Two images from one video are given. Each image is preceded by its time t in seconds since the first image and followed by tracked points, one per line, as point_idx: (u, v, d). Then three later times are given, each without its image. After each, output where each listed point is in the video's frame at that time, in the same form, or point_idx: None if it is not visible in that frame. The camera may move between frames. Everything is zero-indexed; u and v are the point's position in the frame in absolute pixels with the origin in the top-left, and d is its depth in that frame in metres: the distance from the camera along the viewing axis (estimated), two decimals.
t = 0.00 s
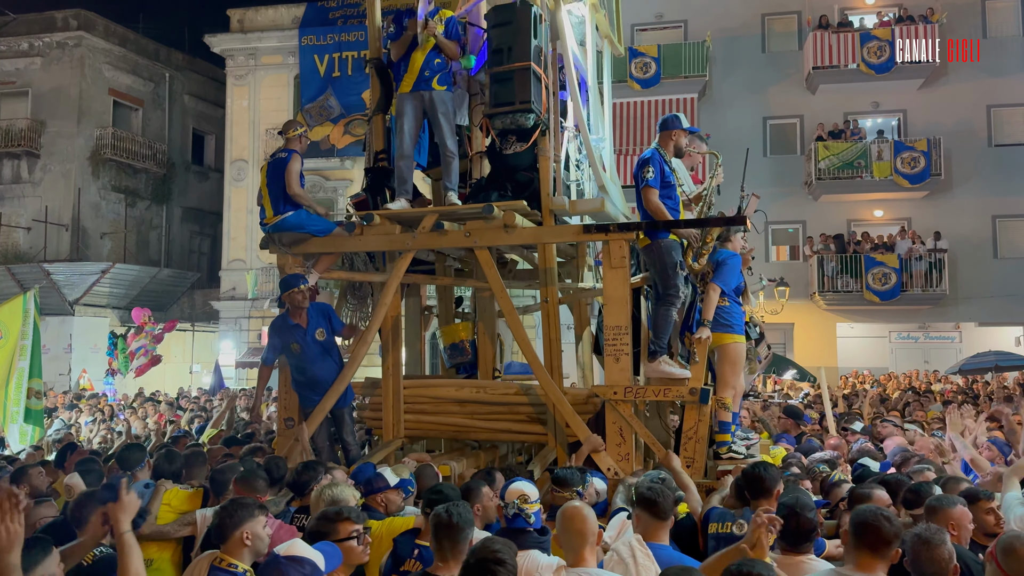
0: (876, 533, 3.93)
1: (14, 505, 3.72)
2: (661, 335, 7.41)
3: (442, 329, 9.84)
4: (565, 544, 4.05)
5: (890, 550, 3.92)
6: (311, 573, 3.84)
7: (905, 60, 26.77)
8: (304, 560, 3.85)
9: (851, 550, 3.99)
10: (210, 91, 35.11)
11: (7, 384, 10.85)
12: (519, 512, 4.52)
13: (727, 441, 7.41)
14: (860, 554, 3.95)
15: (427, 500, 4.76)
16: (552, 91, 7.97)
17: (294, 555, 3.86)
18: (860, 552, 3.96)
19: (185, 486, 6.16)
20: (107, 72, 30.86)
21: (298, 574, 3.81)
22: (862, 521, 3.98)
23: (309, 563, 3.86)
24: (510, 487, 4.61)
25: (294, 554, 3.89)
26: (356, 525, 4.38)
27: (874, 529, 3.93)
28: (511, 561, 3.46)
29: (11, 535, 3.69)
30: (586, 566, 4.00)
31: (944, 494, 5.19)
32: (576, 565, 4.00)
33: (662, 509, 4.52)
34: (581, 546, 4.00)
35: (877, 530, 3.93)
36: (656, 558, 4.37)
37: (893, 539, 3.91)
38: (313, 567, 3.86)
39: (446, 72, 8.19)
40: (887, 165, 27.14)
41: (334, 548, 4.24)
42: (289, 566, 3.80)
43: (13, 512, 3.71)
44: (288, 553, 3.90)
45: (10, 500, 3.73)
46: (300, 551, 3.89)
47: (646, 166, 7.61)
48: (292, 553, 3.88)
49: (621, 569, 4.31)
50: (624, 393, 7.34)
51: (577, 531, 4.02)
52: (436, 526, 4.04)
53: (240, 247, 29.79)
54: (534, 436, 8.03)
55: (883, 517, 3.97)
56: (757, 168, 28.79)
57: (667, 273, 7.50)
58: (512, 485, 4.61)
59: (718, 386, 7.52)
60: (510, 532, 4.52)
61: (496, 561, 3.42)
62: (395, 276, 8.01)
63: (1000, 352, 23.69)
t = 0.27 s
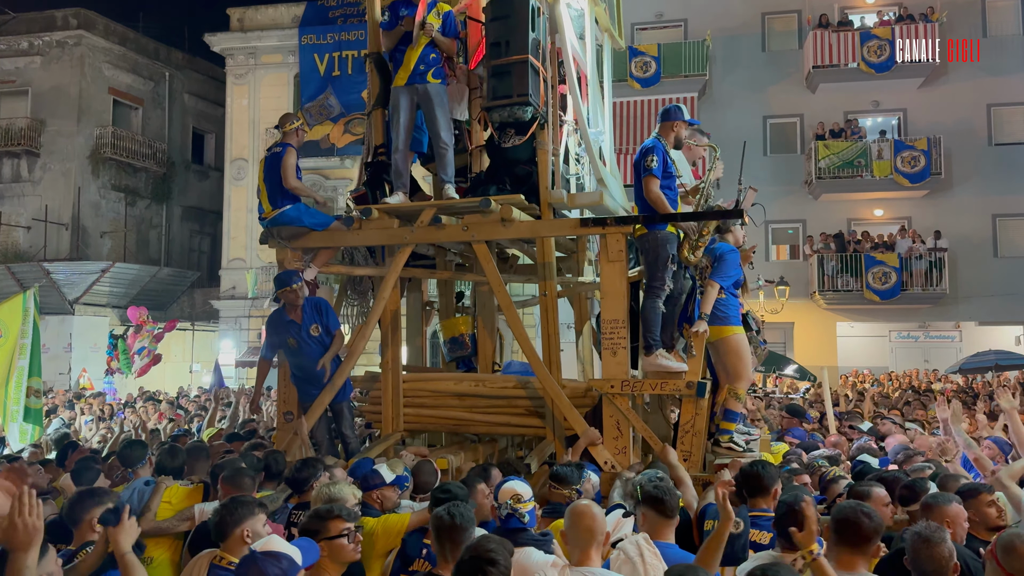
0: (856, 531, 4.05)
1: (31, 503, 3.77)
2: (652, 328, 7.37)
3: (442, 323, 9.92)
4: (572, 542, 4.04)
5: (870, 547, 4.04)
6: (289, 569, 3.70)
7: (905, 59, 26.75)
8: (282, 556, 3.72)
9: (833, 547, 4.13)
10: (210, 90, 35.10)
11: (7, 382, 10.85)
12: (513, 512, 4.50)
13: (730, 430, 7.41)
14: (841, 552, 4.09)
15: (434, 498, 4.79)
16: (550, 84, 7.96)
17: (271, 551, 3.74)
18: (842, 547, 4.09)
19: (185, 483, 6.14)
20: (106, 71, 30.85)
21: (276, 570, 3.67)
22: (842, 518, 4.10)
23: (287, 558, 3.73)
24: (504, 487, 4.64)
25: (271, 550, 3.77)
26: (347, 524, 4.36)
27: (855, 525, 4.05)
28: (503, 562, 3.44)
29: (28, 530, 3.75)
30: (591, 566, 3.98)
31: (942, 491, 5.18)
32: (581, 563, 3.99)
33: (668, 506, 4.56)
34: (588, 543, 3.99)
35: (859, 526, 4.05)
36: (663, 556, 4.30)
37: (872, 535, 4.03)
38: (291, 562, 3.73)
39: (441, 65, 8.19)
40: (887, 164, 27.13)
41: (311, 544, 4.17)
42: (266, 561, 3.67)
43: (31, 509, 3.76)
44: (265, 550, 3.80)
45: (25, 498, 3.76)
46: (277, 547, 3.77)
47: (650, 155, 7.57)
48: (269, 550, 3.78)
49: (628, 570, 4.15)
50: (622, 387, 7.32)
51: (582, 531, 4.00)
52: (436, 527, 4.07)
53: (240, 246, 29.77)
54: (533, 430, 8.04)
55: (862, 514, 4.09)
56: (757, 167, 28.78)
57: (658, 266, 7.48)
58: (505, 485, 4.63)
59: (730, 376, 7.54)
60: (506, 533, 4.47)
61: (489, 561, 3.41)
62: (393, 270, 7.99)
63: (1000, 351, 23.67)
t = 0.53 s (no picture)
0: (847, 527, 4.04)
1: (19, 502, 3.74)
2: (651, 332, 7.35)
3: (442, 325, 9.81)
4: (586, 538, 4.07)
5: (859, 543, 4.03)
6: (272, 567, 3.74)
7: (905, 59, 26.74)
8: (266, 554, 3.76)
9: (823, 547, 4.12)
10: (210, 89, 35.08)
11: (7, 382, 10.87)
12: (532, 512, 4.46)
13: (729, 436, 7.49)
14: (830, 551, 4.08)
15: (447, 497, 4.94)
16: (549, 88, 7.97)
17: (254, 550, 3.79)
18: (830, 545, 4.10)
19: (185, 484, 6.16)
20: (106, 70, 30.85)
21: (259, 569, 3.72)
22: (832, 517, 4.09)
23: (271, 557, 3.76)
24: (521, 486, 4.57)
25: (255, 548, 3.81)
26: (347, 522, 4.28)
27: (843, 525, 4.03)
28: (505, 560, 3.46)
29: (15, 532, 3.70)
30: (603, 564, 4.03)
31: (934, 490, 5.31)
32: (593, 561, 4.04)
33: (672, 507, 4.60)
34: (602, 542, 4.02)
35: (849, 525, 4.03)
36: (670, 555, 4.30)
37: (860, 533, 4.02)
38: (275, 561, 3.77)
39: (441, 71, 8.21)
40: (887, 164, 27.13)
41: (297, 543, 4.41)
42: (250, 561, 3.73)
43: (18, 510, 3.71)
44: (248, 548, 3.83)
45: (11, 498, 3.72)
46: (261, 546, 3.81)
47: (646, 162, 7.60)
48: (252, 548, 3.82)
49: (636, 570, 4.14)
50: (622, 390, 7.32)
51: (600, 527, 4.02)
52: (424, 529, 4.05)
53: (240, 245, 29.77)
54: (532, 433, 8.05)
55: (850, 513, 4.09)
56: (757, 166, 28.77)
57: (655, 271, 7.45)
58: (523, 483, 4.56)
59: (730, 382, 7.54)
60: (524, 533, 4.46)
61: (490, 560, 3.43)
62: (393, 274, 8.01)
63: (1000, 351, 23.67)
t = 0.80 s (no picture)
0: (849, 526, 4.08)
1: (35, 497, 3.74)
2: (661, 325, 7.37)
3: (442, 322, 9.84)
4: (601, 538, 4.05)
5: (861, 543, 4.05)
6: (267, 567, 3.69)
7: (905, 58, 26.74)
8: (261, 554, 3.71)
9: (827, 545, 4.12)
10: (210, 89, 35.08)
11: (8, 380, 10.86)
12: (546, 510, 4.44)
13: (727, 432, 7.39)
14: (835, 549, 4.08)
15: (461, 496, 4.69)
16: (552, 82, 7.98)
17: (249, 548, 3.74)
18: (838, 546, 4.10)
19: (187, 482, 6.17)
20: (106, 69, 30.83)
21: (253, 568, 3.67)
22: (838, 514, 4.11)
23: (265, 556, 3.72)
24: (538, 484, 4.56)
25: (250, 548, 3.77)
26: (358, 523, 4.24)
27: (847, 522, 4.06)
28: (518, 559, 3.45)
29: (32, 524, 3.74)
30: (619, 564, 4.01)
31: (936, 490, 5.26)
32: (609, 561, 4.01)
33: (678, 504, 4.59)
34: (620, 542, 3.99)
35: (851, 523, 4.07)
36: (677, 555, 4.30)
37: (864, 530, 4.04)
38: (269, 561, 3.72)
39: (447, 63, 8.20)
40: (887, 163, 27.13)
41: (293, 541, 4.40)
42: (244, 560, 3.67)
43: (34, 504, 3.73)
44: (243, 546, 3.80)
45: (28, 493, 3.73)
46: (255, 545, 3.77)
47: (645, 156, 7.59)
48: (246, 546, 3.79)
49: (644, 570, 4.16)
50: (625, 384, 7.33)
51: (616, 528, 4.00)
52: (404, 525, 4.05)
53: (240, 244, 29.75)
54: (533, 428, 8.04)
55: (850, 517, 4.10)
56: (757, 166, 28.76)
57: (665, 263, 7.50)
58: (540, 482, 4.55)
59: (720, 377, 7.49)
60: (537, 531, 4.44)
61: (503, 559, 3.43)
62: (395, 268, 8.02)
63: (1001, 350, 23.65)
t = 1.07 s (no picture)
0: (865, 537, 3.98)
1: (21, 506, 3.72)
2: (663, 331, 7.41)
3: (443, 325, 9.83)
4: (619, 538, 4.05)
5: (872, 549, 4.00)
6: (273, 566, 3.71)
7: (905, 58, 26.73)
8: (266, 553, 3.73)
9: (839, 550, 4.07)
10: (211, 88, 35.07)
11: (9, 381, 10.88)
12: (549, 509, 4.47)
13: (728, 435, 7.44)
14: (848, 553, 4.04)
15: (470, 495, 4.71)
16: (552, 86, 7.95)
17: (255, 547, 3.76)
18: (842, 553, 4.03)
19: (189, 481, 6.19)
20: (107, 68, 30.82)
21: (260, 568, 3.70)
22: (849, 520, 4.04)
23: (271, 556, 3.74)
24: (541, 483, 4.59)
25: (257, 547, 3.78)
26: (375, 524, 4.18)
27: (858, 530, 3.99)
28: (523, 558, 3.46)
29: (18, 535, 3.70)
30: (634, 565, 4.01)
31: (953, 493, 5.16)
32: (624, 561, 4.01)
33: (683, 504, 4.64)
34: (636, 544, 4.00)
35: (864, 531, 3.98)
36: (684, 554, 4.30)
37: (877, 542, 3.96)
38: (275, 560, 3.74)
39: (447, 69, 8.19)
40: (888, 162, 27.13)
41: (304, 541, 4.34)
42: (250, 559, 3.70)
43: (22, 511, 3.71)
44: (250, 546, 3.80)
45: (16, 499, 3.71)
46: (262, 544, 3.79)
47: (646, 162, 7.59)
48: (253, 547, 3.78)
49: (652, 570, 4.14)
50: (626, 388, 7.33)
51: (633, 528, 4.00)
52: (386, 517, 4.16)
53: (240, 244, 29.75)
54: (535, 431, 8.04)
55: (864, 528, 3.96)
56: (758, 164, 28.74)
57: (669, 269, 7.49)
58: (544, 481, 4.57)
59: (718, 381, 7.52)
60: (540, 530, 4.46)
61: (508, 557, 3.43)
62: (396, 273, 8.02)
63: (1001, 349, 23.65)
